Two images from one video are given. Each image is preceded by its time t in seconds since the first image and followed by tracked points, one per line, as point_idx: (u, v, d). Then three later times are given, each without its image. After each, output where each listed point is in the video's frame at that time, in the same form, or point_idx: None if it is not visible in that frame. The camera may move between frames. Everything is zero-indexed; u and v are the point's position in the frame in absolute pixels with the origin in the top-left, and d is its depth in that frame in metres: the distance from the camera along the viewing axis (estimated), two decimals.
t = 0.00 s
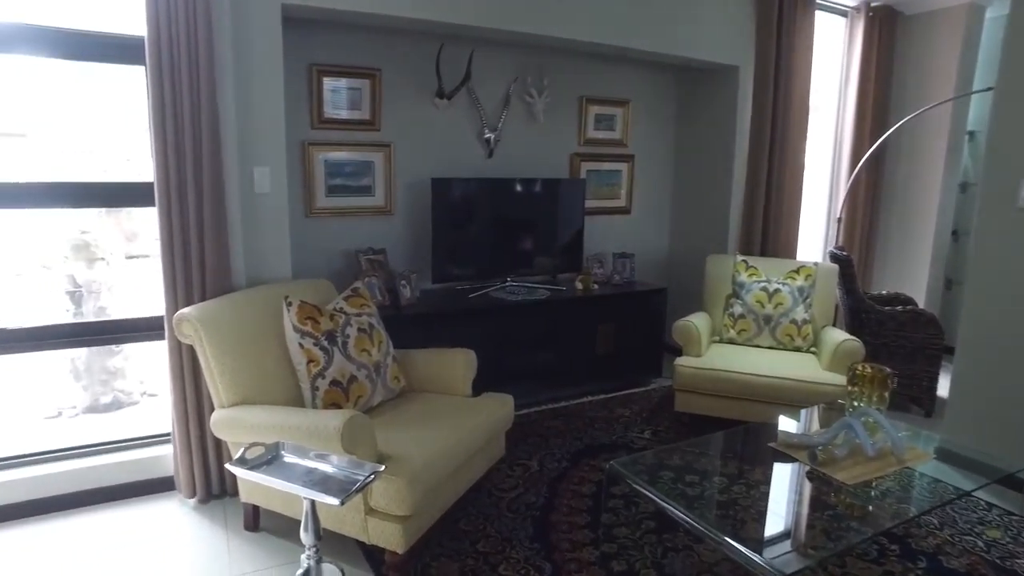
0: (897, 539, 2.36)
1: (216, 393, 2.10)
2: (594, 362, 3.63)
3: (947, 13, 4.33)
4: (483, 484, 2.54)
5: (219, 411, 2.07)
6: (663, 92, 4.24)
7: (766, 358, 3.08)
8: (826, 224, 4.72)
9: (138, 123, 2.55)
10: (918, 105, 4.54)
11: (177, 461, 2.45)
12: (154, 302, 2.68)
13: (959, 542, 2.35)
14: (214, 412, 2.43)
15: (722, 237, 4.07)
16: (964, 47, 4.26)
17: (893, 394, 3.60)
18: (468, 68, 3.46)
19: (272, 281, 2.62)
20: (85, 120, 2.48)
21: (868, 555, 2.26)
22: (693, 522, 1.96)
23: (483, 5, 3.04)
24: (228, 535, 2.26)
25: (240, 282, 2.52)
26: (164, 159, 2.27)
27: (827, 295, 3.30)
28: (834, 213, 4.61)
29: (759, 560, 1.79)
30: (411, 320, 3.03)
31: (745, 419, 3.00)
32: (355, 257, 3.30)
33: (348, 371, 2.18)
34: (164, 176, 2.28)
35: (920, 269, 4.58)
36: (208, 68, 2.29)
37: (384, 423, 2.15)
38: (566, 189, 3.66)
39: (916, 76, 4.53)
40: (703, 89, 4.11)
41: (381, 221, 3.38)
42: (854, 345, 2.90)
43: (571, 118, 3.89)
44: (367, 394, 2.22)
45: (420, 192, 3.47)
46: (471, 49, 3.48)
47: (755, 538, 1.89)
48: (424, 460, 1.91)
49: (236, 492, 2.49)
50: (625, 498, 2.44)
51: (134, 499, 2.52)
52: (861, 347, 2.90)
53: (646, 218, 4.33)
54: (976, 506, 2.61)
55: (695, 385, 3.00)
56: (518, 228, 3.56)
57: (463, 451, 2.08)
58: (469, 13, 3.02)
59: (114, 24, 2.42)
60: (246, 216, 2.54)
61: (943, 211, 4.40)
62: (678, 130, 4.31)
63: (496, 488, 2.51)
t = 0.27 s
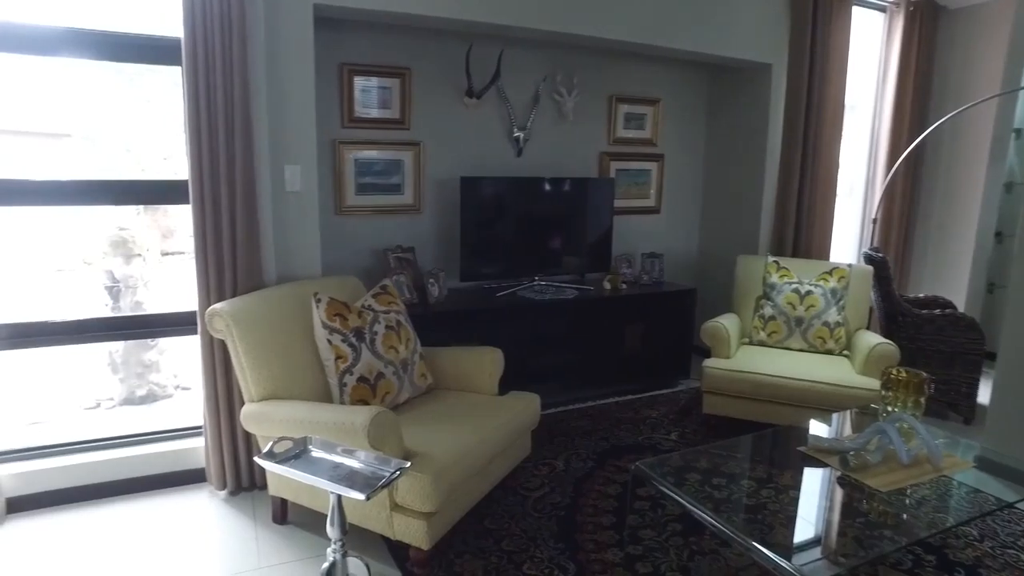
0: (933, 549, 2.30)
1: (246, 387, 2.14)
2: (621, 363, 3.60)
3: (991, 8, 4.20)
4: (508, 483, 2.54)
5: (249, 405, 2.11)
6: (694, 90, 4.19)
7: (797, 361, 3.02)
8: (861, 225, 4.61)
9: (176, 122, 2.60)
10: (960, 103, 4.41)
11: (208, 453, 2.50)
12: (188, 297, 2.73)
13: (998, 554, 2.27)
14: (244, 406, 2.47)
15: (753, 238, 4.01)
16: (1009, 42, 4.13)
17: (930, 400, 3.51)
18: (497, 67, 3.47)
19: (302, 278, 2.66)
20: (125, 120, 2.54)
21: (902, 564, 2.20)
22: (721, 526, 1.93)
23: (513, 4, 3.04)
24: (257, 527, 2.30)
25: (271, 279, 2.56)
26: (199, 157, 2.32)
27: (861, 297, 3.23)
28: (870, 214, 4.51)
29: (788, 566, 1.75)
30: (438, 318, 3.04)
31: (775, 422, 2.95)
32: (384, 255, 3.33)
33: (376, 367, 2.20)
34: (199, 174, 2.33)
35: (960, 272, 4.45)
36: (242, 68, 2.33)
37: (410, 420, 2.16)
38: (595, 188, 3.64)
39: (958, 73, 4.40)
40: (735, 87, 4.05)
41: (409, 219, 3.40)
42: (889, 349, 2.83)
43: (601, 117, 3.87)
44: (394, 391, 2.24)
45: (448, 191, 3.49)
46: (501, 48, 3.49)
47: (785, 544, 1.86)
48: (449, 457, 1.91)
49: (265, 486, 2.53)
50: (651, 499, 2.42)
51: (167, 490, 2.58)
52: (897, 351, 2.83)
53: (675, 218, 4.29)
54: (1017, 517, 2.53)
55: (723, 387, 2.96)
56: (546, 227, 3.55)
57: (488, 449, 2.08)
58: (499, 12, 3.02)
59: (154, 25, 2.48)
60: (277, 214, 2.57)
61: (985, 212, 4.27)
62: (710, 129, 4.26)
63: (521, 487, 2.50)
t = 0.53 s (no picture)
0: (969, 562, 2.23)
1: (275, 383, 2.18)
2: (648, 364, 3.58)
3: None
4: (532, 483, 2.54)
5: (278, 401, 2.14)
6: (725, 90, 4.14)
7: (829, 365, 2.97)
8: (897, 227, 4.50)
9: (211, 123, 2.66)
10: (1003, 101, 4.28)
11: (238, 448, 2.55)
12: (221, 294, 2.78)
13: None
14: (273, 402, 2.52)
15: (785, 239, 3.94)
16: None
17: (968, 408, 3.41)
18: (526, 67, 3.47)
19: (331, 276, 2.69)
20: (163, 120, 2.60)
21: None
22: (748, 532, 1.91)
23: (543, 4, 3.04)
24: (285, 521, 2.34)
25: (301, 277, 2.60)
26: (232, 157, 2.36)
27: (896, 301, 3.16)
28: (907, 216, 4.39)
29: None
30: (465, 318, 3.06)
31: (806, 428, 2.89)
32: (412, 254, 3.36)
33: (403, 366, 2.22)
34: (232, 174, 2.38)
35: (1001, 277, 4.31)
36: (274, 69, 2.38)
37: (435, 419, 2.18)
38: (623, 188, 3.62)
39: (1001, 71, 4.27)
40: (767, 86, 3.99)
41: (437, 219, 3.42)
42: (925, 355, 2.76)
43: (630, 117, 3.84)
44: (421, 389, 2.26)
45: (477, 191, 3.50)
46: (530, 48, 3.49)
47: (814, 552, 1.83)
48: (473, 457, 1.92)
49: (292, 481, 2.57)
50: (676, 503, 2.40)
51: (199, 482, 2.63)
52: (933, 357, 2.76)
53: (705, 219, 4.24)
54: None
55: (752, 391, 2.92)
56: (573, 227, 3.54)
57: (513, 450, 2.08)
58: (529, 13, 3.03)
59: (191, 28, 2.54)
60: (307, 213, 2.61)
61: None
62: (741, 129, 4.20)
63: (546, 488, 2.50)
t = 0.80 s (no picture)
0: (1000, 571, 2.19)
1: (300, 379, 2.21)
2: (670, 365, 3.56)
3: None
4: (553, 482, 2.54)
5: (301, 397, 2.18)
6: (752, 89, 4.09)
7: (855, 368, 2.92)
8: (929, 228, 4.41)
9: (240, 122, 2.71)
10: None
11: (263, 442, 2.59)
12: (248, 291, 2.84)
13: None
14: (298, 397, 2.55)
15: (811, 240, 3.89)
16: None
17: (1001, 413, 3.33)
18: (550, 66, 3.47)
19: (355, 274, 2.72)
20: (193, 120, 2.66)
21: None
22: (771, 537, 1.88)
23: (567, 2, 3.04)
24: (308, 515, 2.37)
25: (325, 274, 2.64)
26: (261, 156, 2.41)
27: (925, 303, 3.09)
28: (939, 216, 4.30)
29: None
30: (487, 316, 3.08)
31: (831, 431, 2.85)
32: (435, 253, 3.38)
33: (425, 363, 2.24)
34: (260, 172, 2.42)
35: None
36: (301, 69, 2.41)
37: (457, 416, 2.20)
38: (647, 188, 3.60)
39: None
40: (795, 84, 3.94)
41: (460, 217, 3.44)
42: (955, 358, 2.71)
43: (654, 116, 3.82)
44: (442, 387, 2.27)
45: (500, 190, 3.51)
46: (555, 47, 3.49)
47: (838, 557, 1.81)
48: (493, 455, 1.93)
49: (316, 475, 2.61)
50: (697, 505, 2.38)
51: (225, 475, 2.69)
52: (964, 360, 2.70)
53: (730, 219, 4.20)
54: None
55: (776, 393, 2.89)
56: (596, 226, 3.53)
57: (533, 448, 2.09)
58: (553, 12, 3.03)
59: (221, 29, 2.59)
60: (332, 212, 2.65)
61: None
62: (768, 128, 4.15)
63: (567, 487, 2.50)
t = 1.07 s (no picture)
0: None
1: (322, 375, 2.25)
2: (690, 366, 3.55)
3: None
4: (571, 480, 2.55)
5: (323, 392, 2.22)
6: (776, 88, 4.06)
7: (878, 370, 2.89)
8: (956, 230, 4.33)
9: (266, 123, 2.76)
10: None
11: (286, 437, 2.64)
12: (271, 289, 2.89)
13: None
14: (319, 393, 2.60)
15: (835, 241, 3.85)
16: None
17: None
18: (571, 67, 3.48)
19: (377, 272, 2.76)
20: (221, 121, 2.72)
21: None
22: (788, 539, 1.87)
23: (589, 3, 3.05)
24: (329, 509, 2.42)
25: (348, 273, 2.68)
26: (286, 156, 2.45)
27: (951, 306, 3.05)
28: (967, 218, 4.23)
29: None
30: (507, 315, 3.10)
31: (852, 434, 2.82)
32: (456, 252, 3.41)
33: (445, 361, 2.27)
34: (285, 171, 2.46)
35: None
36: (326, 71, 2.45)
37: (476, 413, 2.22)
38: (669, 188, 3.59)
39: None
40: (820, 84, 3.90)
41: (481, 217, 3.47)
42: (981, 362, 2.66)
43: (676, 116, 3.81)
44: (462, 385, 2.30)
45: (520, 190, 3.53)
46: (576, 48, 3.50)
47: (860, 561, 1.79)
48: (511, 452, 1.95)
49: (336, 471, 2.65)
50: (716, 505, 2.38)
51: (249, 468, 2.74)
52: (990, 364, 2.66)
53: (752, 220, 4.17)
54: None
55: (796, 395, 2.86)
56: (617, 227, 3.53)
57: (551, 446, 2.10)
58: (576, 12, 3.04)
59: (249, 32, 2.64)
60: (355, 211, 2.69)
61: None
62: (791, 128, 4.11)
63: (585, 486, 2.51)
